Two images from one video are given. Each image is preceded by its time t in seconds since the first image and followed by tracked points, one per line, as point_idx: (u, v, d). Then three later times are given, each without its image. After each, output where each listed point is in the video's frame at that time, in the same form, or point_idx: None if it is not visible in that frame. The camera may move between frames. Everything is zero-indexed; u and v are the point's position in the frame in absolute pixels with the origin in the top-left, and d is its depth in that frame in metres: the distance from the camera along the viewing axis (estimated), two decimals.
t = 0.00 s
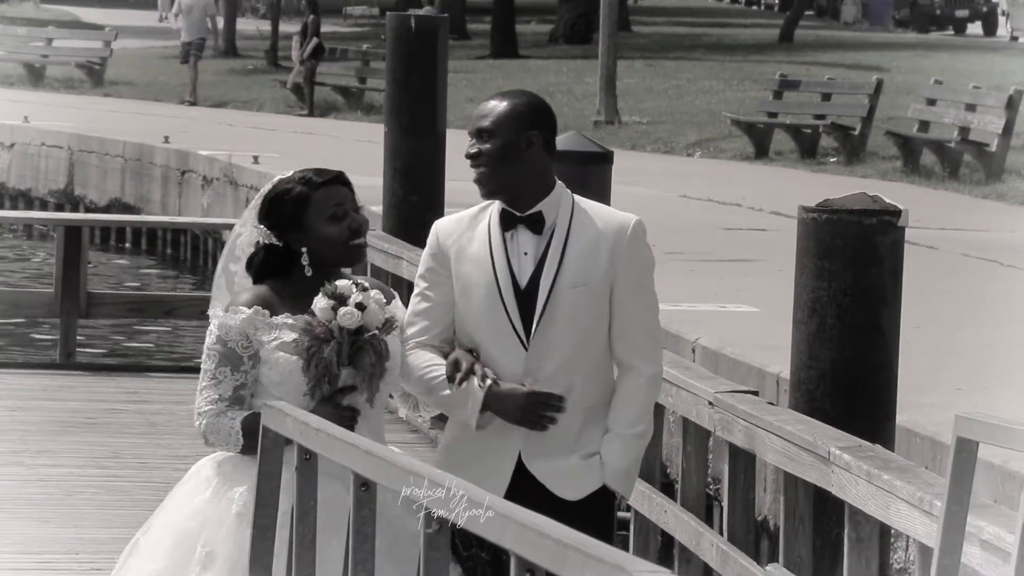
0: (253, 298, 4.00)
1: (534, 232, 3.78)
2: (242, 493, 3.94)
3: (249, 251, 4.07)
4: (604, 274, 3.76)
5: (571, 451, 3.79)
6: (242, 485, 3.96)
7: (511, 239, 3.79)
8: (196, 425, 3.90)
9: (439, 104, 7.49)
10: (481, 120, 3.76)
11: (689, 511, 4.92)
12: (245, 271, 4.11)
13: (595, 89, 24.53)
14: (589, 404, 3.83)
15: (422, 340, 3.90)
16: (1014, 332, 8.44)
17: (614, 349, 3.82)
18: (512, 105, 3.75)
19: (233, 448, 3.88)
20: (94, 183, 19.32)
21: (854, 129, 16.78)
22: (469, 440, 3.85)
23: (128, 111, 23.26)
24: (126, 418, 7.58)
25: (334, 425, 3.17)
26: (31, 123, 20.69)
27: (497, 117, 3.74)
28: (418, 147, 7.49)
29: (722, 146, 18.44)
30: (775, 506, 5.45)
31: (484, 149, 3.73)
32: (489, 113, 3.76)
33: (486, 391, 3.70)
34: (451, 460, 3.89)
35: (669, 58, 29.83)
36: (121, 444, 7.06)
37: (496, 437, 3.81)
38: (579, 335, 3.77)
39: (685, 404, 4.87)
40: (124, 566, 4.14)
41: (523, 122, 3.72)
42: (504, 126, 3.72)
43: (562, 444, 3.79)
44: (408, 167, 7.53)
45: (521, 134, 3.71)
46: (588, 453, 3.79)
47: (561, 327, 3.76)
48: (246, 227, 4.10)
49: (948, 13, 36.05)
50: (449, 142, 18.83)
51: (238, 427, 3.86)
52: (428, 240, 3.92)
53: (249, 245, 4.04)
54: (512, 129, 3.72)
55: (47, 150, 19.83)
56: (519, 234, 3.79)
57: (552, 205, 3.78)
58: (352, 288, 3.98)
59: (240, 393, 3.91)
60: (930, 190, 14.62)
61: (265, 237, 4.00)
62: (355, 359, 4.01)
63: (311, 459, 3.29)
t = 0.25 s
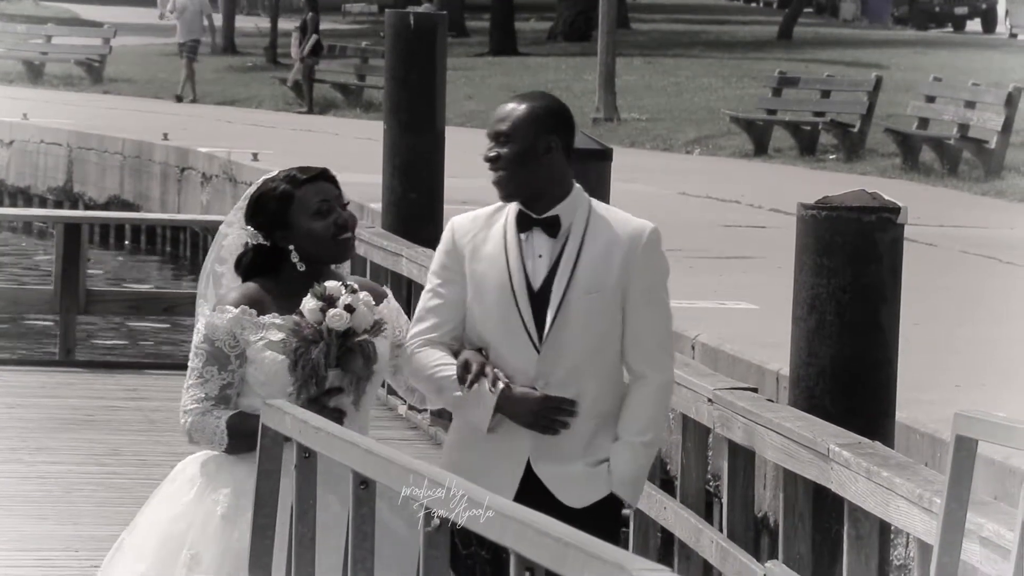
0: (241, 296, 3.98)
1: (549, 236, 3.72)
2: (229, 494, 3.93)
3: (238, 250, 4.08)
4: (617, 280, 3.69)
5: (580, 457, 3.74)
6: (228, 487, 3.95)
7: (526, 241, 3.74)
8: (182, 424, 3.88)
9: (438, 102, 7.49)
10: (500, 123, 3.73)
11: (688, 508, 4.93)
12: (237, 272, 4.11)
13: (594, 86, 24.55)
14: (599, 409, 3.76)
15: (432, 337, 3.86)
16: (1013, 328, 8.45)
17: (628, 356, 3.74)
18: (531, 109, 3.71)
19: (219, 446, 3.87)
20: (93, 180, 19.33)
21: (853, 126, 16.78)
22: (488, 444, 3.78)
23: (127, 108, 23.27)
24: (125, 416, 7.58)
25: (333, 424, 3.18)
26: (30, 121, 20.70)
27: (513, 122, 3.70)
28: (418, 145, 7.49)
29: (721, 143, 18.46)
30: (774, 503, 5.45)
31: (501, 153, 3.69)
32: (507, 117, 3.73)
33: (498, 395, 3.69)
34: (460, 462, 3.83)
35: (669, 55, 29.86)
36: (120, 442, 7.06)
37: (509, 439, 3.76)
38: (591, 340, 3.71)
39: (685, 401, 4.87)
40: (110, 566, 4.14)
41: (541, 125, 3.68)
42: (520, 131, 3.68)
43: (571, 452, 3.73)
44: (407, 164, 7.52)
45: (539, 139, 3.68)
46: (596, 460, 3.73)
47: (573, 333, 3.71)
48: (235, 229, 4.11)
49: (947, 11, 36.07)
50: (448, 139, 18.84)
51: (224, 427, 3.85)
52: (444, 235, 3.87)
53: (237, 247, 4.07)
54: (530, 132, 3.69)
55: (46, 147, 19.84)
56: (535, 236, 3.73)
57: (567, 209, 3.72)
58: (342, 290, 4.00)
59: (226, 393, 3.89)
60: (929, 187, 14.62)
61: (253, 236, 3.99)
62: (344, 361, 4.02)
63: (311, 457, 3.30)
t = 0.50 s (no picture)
0: (228, 298, 3.98)
1: (572, 235, 3.72)
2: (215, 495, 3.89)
3: (226, 253, 4.10)
4: (639, 285, 3.69)
5: (594, 459, 3.73)
6: (213, 488, 3.91)
7: (548, 238, 3.74)
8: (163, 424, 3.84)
9: (440, 101, 7.49)
10: (531, 122, 3.73)
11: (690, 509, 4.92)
12: (225, 274, 4.11)
13: (595, 85, 24.57)
14: (616, 413, 3.76)
15: (445, 329, 3.86)
16: (1015, 328, 8.45)
17: (647, 361, 3.74)
18: (563, 108, 3.71)
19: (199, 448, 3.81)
20: (95, 180, 19.34)
21: (855, 126, 16.78)
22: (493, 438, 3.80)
23: (129, 108, 23.29)
24: (126, 416, 7.59)
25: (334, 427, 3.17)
26: (32, 120, 20.72)
27: (546, 120, 3.70)
28: (418, 144, 7.50)
29: (723, 143, 18.46)
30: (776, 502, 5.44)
31: (532, 153, 3.70)
32: (538, 117, 3.73)
33: (510, 387, 3.70)
34: (466, 455, 3.85)
35: (670, 54, 29.87)
36: (121, 442, 7.06)
37: (514, 435, 3.77)
38: (610, 341, 3.71)
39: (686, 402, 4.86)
40: None
41: (573, 126, 3.68)
42: (554, 130, 3.68)
43: (584, 454, 3.73)
44: (408, 163, 7.53)
45: (570, 138, 3.68)
46: (611, 464, 3.73)
47: (591, 333, 3.70)
48: (223, 232, 4.13)
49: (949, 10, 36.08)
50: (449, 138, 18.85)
51: (205, 428, 3.79)
52: (466, 228, 3.88)
53: (226, 252, 4.10)
54: (562, 132, 3.69)
55: (48, 146, 19.85)
56: (558, 234, 3.73)
57: (594, 209, 3.72)
58: (329, 295, 3.98)
59: (208, 394, 3.88)
60: (930, 186, 14.63)
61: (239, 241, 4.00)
62: (328, 368, 4.01)
63: (312, 459, 3.29)
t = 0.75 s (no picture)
0: (216, 298, 4.00)
1: (583, 230, 3.73)
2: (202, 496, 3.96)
3: (216, 253, 4.12)
4: (647, 282, 3.69)
5: (597, 456, 3.72)
6: (198, 490, 3.97)
7: (559, 233, 3.75)
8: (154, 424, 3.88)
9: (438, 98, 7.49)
10: (546, 114, 3.73)
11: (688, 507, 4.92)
12: (216, 275, 4.13)
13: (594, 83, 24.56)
14: (621, 411, 3.75)
15: (450, 318, 3.88)
16: (1015, 326, 8.45)
17: (654, 360, 3.74)
18: (580, 102, 3.72)
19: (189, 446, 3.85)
20: (94, 177, 19.33)
21: (853, 123, 16.78)
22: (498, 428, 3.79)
23: (128, 105, 23.29)
24: (125, 414, 7.59)
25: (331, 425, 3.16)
26: (31, 118, 20.72)
27: (561, 112, 3.71)
28: (418, 141, 7.50)
29: (722, 140, 18.46)
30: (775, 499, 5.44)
31: (547, 145, 3.69)
32: (553, 109, 3.73)
33: (513, 376, 3.71)
34: (468, 447, 3.87)
35: (669, 52, 29.86)
36: (119, 439, 7.07)
37: (515, 427, 3.77)
38: (617, 337, 3.71)
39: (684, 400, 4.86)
40: None
41: (589, 120, 3.69)
42: (568, 123, 3.68)
43: (588, 450, 3.71)
44: (407, 161, 7.53)
45: (586, 133, 3.68)
46: (614, 463, 3.71)
47: (597, 328, 3.70)
48: (212, 232, 4.15)
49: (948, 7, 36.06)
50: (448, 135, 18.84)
51: (194, 427, 3.82)
52: (479, 221, 3.89)
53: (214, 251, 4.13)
54: (579, 125, 3.69)
55: (47, 144, 19.82)
56: (568, 228, 3.74)
57: (605, 205, 3.73)
58: (324, 292, 3.98)
59: (196, 393, 3.89)
60: (929, 184, 14.62)
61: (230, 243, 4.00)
62: (320, 364, 3.98)
63: (309, 459, 3.29)
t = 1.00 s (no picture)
0: (214, 298, 4.00)
1: (587, 231, 3.73)
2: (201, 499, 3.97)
3: (213, 254, 4.12)
4: (650, 283, 3.70)
5: (602, 459, 3.72)
6: (196, 493, 3.98)
7: (564, 233, 3.75)
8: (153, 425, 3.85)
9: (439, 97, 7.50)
10: (551, 115, 3.73)
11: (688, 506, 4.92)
12: (214, 278, 4.12)
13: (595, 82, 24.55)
14: (626, 414, 3.76)
15: (452, 320, 3.87)
16: (1016, 325, 8.45)
17: (657, 362, 3.74)
18: (585, 103, 3.72)
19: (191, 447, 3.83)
20: (94, 176, 19.33)
21: (854, 122, 16.77)
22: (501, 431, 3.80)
23: (128, 104, 23.28)
24: (126, 413, 7.59)
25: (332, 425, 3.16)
26: (32, 116, 20.73)
27: (566, 113, 3.71)
28: (418, 140, 7.51)
29: (723, 139, 18.46)
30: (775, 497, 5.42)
31: (551, 145, 3.69)
32: (558, 110, 3.73)
33: (519, 378, 3.70)
34: (470, 448, 3.87)
35: (670, 51, 29.85)
36: (120, 439, 7.07)
37: (519, 429, 3.77)
38: (620, 339, 3.71)
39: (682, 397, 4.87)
40: None
41: (593, 122, 3.69)
42: (573, 124, 3.69)
43: (591, 453, 3.71)
44: (408, 160, 7.53)
45: (590, 133, 3.68)
46: (619, 467, 3.71)
47: (601, 329, 3.71)
48: (208, 234, 4.16)
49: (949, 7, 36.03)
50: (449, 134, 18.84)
51: (195, 427, 3.81)
52: (483, 221, 3.89)
53: (210, 254, 4.13)
54: (583, 127, 3.70)
55: (47, 142, 19.82)
56: (573, 229, 3.74)
57: (610, 206, 3.73)
58: (326, 289, 4.00)
59: (197, 394, 3.89)
60: (930, 182, 14.62)
61: (229, 246, 4.00)
62: (323, 362, 3.99)
63: (309, 459, 3.28)
